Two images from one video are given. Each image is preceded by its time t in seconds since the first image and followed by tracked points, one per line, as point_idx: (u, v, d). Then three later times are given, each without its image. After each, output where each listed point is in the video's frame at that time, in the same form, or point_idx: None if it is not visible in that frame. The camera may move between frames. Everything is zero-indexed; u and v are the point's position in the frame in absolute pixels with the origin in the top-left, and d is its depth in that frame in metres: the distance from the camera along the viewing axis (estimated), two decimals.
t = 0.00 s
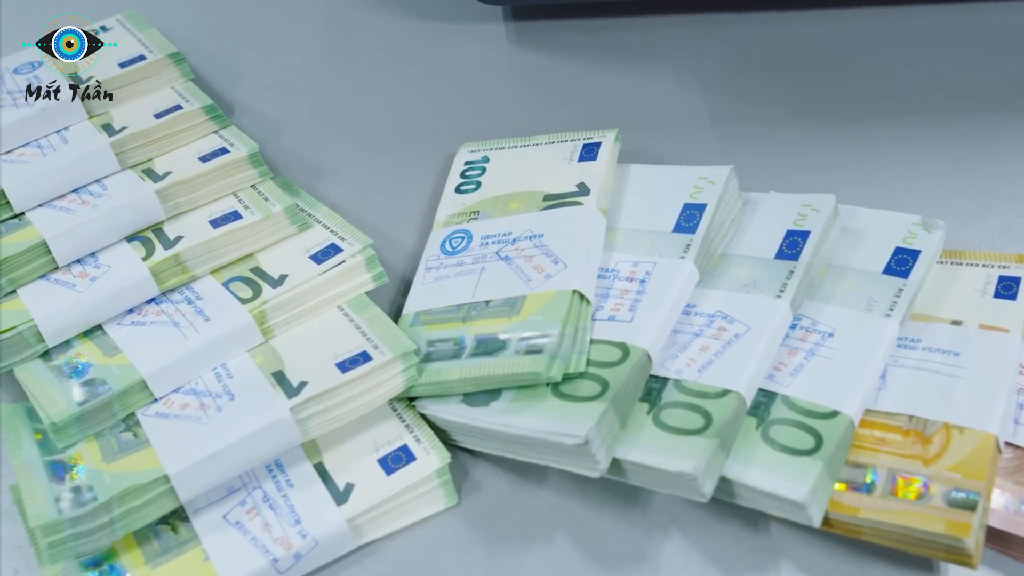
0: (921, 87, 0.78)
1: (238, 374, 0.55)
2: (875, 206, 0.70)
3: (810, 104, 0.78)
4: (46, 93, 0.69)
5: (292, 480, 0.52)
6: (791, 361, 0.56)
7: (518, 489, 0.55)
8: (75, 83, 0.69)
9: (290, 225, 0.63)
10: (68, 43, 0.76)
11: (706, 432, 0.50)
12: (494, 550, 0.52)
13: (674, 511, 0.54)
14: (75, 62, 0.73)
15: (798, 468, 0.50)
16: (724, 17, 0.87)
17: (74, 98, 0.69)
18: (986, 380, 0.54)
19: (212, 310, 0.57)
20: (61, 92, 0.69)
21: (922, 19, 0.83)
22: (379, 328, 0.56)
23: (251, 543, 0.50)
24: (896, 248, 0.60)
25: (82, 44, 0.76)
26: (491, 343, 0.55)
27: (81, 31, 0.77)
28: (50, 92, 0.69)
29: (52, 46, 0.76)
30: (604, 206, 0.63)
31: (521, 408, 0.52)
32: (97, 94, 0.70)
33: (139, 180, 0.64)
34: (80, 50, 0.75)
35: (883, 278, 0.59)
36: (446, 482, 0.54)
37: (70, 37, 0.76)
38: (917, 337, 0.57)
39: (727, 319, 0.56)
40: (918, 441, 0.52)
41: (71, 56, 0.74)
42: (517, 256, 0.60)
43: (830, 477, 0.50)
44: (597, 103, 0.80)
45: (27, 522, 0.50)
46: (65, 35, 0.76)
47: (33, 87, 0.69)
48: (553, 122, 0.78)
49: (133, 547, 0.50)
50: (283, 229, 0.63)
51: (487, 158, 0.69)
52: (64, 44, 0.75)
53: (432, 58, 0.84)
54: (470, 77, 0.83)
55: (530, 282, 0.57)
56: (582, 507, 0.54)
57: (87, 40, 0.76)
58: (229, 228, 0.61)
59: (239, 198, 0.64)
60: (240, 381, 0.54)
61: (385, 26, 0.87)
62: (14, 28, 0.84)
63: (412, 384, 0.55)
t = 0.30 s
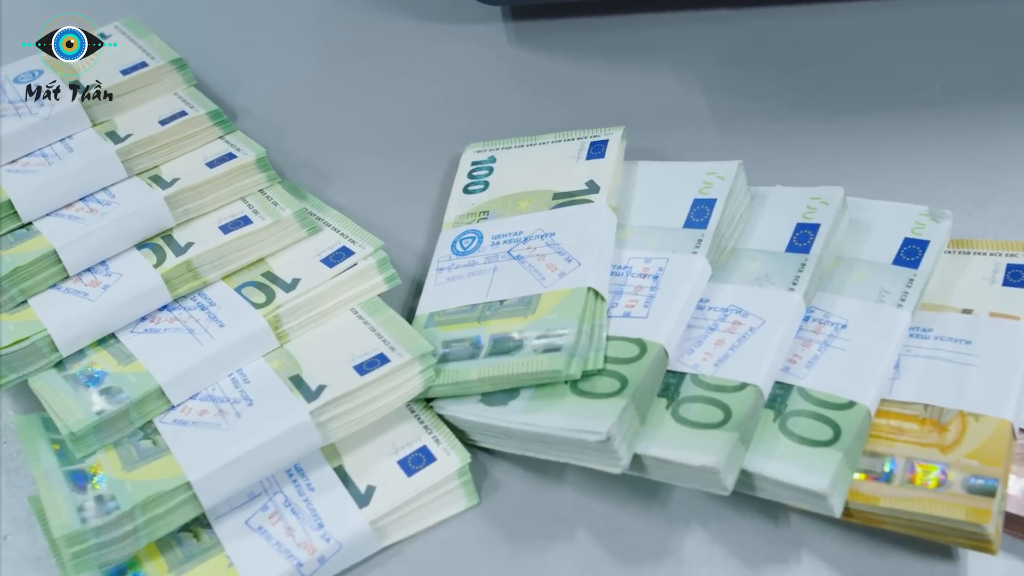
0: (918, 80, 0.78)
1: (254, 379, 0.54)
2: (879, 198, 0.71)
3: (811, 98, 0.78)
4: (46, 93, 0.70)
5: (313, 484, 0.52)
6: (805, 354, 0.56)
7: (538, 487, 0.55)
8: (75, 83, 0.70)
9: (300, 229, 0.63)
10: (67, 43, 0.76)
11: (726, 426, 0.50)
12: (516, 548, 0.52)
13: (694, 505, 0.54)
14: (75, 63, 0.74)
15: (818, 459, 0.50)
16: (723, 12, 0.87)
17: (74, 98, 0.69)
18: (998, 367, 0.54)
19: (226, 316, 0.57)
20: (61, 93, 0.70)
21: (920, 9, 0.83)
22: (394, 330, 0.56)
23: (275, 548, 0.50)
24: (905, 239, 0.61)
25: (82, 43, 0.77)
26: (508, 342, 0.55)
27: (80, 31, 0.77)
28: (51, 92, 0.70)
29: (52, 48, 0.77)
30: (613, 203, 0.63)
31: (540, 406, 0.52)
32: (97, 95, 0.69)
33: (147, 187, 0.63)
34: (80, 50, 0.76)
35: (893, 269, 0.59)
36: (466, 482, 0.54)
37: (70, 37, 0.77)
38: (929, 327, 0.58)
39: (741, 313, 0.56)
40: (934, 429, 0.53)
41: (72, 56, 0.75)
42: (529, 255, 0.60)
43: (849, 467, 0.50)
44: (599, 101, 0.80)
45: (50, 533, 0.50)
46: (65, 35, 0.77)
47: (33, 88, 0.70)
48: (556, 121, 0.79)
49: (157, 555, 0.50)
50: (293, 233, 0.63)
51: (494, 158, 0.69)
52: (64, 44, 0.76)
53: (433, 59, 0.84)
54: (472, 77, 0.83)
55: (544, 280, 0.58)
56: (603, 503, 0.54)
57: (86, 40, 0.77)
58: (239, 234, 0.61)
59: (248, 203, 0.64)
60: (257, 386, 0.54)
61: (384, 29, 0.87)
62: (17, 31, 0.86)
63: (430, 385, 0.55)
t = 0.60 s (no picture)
0: (927, 71, 0.78)
1: (277, 382, 0.54)
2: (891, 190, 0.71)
3: (820, 92, 0.79)
4: (46, 93, 0.70)
5: (339, 486, 0.52)
6: (827, 347, 0.56)
7: (563, 485, 0.55)
8: (75, 83, 0.70)
9: (317, 231, 0.63)
10: (68, 44, 0.77)
11: (753, 420, 0.50)
12: (544, 547, 0.52)
13: (720, 500, 0.54)
14: (76, 62, 0.74)
15: (844, 451, 0.50)
16: (730, 7, 0.87)
17: (74, 98, 0.69)
18: (1019, 358, 0.55)
19: (246, 319, 0.57)
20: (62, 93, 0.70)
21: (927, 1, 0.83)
22: (417, 331, 0.56)
23: (304, 551, 0.50)
24: (922, 231, 0.61)
25: (82, 43, 0.77)
26: (531, 341, 0.55)
27: (81, 33, 0.79)
28: (51, 92, 0.70)
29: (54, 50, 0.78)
30: (630, 200, 0.63)
31: (566, 404, 0.52)
32: (97, 95, 0.69)
33: (163, 192, 0.63)
34: (80, 50, 0.76)
35: (912, 262, 0.59)
36: (492, 482, 0.54)
37: (70, 37, 0.78)
38: (948, 318, 0.58)
39: (762, 307, 0.56)
40: (958, 420, 0.53)
41: (72, 56, 0.76)
42: (548, 254, 0.60)
43: (875, 459, 0.51)
44: (608, 100, 0.81)
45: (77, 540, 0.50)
46: (66, 37, 0.78)
47: (33, 88, 0.70)
48: (565, 121, 0.79)
49: (184, 561, 0.50)
50: (310, 236, 0.63)
51: (508, 157, 0.69)
52: (65, 45, 0.77)
53: (441, 59, 0.84)
54: (481, 78, 0.83)
55: (565, 279, 0.58)
56: (629, 500, 0.54)
57: (87, 40, 0.77)
58: (257, 237, 0.61)
59: (264, 206, 0.64)
60: (280, 389, 0.53)
61: (392, 31, 0.87)
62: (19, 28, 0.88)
63: (454, 385, 0.55)
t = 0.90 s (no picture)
0: (930, 65, 0.78)
1: (293, 387, 0.54)
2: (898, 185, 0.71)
3: (824, 87, 0.79)
4: (46, 93, 0.70)
5: (358, 490, 0.52)
6: (841, 342, 0.56)
7: (581, 485, 0.55)
8: (75, 83, 0.70)
9: (328, 234, 0.63)
10: (68, 43, 0.78)
11: (772, 416, 0.50)
12: (564, 547, 0.52)
13: (738, 496, 0.54)
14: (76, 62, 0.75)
15: (862, 445, 0.50)
16: (731, 4, 0.87)
17: (74, 98, 0.69)
18: None
19: (260, 324, 0.57)
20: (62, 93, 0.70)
21: None
22: (432, 333, 0.56)
23: (325, 556, 0.49)
24: (933, 225, 0.61)
25: (82, 42, 0.78)
26: (547, 341, 0.55)
27: (80, 32, 0.79)
28: (51, 92, 0.70)
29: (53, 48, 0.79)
30: (641, 198, 0.63)
31: (584, 403, 0.53)
32: (96, 95, 0.69)
33: (172, 198, 0.63)
34: (80, 50, 0.77)
35: (923, 255, 0.59)
36: (511, 482, 0.54)
37: (70, 37, 0.78)
38: (960, 311, 0.58)
39: (776, 303, 0.56)
40: (974, 412, 0.53)
41: (71, 56, 0.76)
42: (561, 253, 0.60)
43: (893, 453, 0.51)
44: (612, 99, 0.81)
45: (97, 549, 0.49)
46: (66, 36, 0.79)
47: (33, 88, 0.70)
48: (571, 121, 0.79)
49: (205, 568, 0.50)
50: (321, 239, 0.62)
51: (516, 157, 0.69)
52: (64, 45, 0.77)
53: (444, 62, 0.84)
54: (485, 80, 0.83)
55: (579, 278, 0.58)
56: (647, 498, 0.54)
57: (87, 40, 0.78)
58: (268, 241, 0.60)
59: (274, 210, 0.64)
60: (297, 394, 0.53)
61: (394, 35, 0.88)
62: (19, 27, 0.89)
63: (471, 387, 0.55)
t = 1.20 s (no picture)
0: (930, 59, 0.78)
1: (308, 391, 0.54)
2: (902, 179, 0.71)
3: (826, 82, 0.79)
4: (46, 93, 0.70)
5: (376, 493, 0.52)
6: (854, 336, 0.57)
7: (597, 484, 0.55)
8: (76, 83, 0.70)
9: (338, 237, 0.62)
10: (68, 43, 0.80)
11: (789, 411, 0.50)
12: (583, 546, 0.52)
13: (756, 492, 0.54)
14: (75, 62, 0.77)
15: (880, 438, 0.50)
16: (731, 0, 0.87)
17: (74, 98, 0.70)
18: None
19: (272, 328, 0.56)
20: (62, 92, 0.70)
21: None
22: (446, 335, 0.56)
23: (344, 560, 0.49)
24: (942, 218, 0.61)
25: (82, 42, 0.80)
26: (562, 341, 0.55)
27: (79, 32, 0.81)
28: (51, 92, 0.70)
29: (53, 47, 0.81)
30: (650, 196, 0.63)
31: (600, 402, 0.53)
32: (97, 95, 0.70)
33: (180, 203, 0.62)
34: (81, 49, 0.79)
35: (933, 248, 0.60)
36: (529, 483, 0.54)
37: (70, 37, 0.80)
38: (971, 303, 0.58)
39: (789, 299, 0.57)
40: (988, 404, 0.53)
41: (72, 55, 0.79)
42: (572, 252, 0.60)
43: (910, 445, 0.51)
44: (615, 97, 0.81)
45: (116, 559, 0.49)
46: (65, 35, 0.81)
47: (34, 87, 0.71)
48: (575, 120, 0.79)
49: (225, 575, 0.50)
50: (331, 242, 0.62)
51: (523, 157, 0.69)
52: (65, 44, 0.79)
53: (446, 63, 0.84)
54: (488, 80, 0.83)
55: (592, 277, 0.58)
56: (664, 496, 0.54)
57: (87, 40, 0.80)
58: (278, 245, 0.60)
59: (283, 214, 0.64)
60: (312, 398, 0.53)
61: (395, 36, 0.87)
62: (17, 27, 0.89)
63: (487, 388, 0.55)
